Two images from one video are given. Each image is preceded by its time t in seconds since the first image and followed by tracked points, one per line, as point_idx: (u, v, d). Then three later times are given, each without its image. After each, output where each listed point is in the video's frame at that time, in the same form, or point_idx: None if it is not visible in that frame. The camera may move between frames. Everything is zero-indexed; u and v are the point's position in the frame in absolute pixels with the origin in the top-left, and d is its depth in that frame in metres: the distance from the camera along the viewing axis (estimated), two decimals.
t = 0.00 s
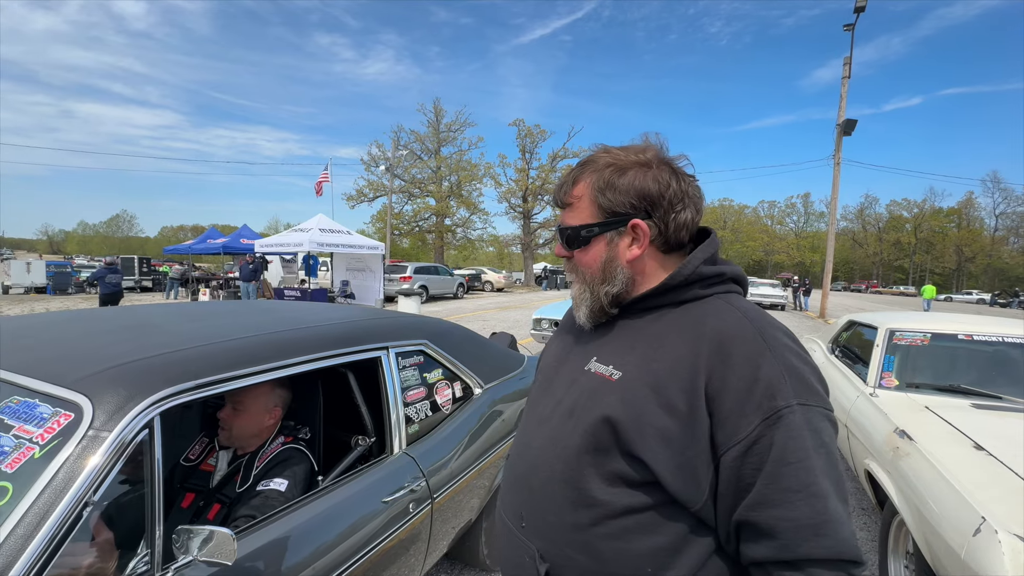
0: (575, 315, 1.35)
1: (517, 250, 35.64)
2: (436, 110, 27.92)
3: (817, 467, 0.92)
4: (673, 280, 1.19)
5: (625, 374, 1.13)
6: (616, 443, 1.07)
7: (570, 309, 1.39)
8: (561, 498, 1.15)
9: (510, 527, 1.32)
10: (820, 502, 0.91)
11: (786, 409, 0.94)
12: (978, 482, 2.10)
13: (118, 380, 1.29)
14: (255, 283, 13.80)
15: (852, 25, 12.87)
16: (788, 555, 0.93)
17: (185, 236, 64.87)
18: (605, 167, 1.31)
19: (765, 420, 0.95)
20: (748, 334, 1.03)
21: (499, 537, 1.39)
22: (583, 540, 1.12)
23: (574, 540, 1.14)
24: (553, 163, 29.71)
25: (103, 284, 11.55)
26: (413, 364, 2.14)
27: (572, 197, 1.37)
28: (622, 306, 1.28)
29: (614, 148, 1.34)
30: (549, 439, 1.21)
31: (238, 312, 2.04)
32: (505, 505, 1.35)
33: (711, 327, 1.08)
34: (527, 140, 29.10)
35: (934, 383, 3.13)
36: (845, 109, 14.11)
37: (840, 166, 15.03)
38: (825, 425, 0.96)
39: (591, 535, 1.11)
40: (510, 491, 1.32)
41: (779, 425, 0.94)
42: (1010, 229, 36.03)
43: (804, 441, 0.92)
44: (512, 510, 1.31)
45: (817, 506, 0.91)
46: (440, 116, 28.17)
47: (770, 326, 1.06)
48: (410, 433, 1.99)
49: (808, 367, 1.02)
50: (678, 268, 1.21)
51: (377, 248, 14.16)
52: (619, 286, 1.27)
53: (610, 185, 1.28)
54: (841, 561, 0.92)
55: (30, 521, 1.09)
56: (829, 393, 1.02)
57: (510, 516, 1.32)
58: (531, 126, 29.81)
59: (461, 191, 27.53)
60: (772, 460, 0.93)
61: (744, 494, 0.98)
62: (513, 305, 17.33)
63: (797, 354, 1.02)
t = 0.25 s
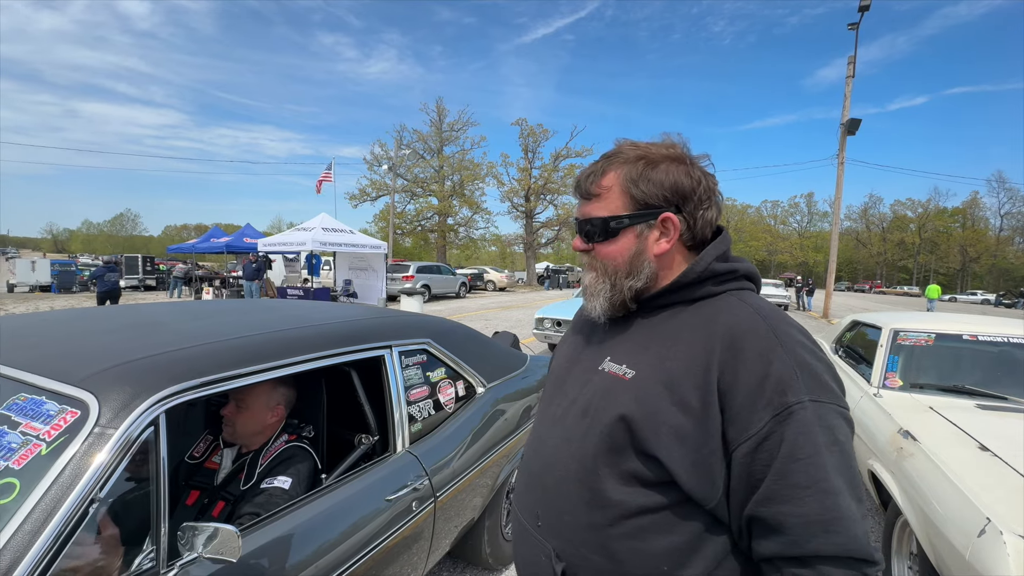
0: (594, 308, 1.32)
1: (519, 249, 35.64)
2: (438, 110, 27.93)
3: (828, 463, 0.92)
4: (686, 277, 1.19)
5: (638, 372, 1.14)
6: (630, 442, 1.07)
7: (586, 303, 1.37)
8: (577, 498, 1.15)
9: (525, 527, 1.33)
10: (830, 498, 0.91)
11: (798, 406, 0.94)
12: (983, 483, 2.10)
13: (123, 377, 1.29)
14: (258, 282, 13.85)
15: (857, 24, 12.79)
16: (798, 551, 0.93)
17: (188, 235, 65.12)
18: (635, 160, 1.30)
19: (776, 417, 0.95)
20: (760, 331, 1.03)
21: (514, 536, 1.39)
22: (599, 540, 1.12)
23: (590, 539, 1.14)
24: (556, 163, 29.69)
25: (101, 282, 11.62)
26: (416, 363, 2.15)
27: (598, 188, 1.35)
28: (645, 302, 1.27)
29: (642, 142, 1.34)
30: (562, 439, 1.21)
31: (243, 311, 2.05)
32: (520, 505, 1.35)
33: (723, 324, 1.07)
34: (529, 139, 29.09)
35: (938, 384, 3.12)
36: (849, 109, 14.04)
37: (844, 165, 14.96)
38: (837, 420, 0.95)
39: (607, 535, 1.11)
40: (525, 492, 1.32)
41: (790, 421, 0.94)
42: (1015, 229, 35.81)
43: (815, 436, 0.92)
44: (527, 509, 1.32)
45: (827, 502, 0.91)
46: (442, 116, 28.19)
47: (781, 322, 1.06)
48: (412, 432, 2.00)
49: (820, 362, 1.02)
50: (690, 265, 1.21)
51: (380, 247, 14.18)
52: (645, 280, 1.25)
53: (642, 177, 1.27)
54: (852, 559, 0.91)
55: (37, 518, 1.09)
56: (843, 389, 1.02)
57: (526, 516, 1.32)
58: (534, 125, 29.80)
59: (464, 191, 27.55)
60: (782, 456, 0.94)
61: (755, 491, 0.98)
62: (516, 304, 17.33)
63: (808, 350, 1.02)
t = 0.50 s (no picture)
0: (602, 300, 1.35)
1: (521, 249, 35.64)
2: (440, 109, 27.94)
3: (848, 469, 0.92)
4: (701, 278, 1.19)
5: (650, 373, 1.14)
6: (642, 443, 1.08)
7: (593, 295, 1.39)
8: (587, 497, 1.16)
9: (534, 525, 1.33)
10: (850, 504, 0.91)
11: (816, 410, 0.94)
12: (985, 484, 2.09)
13: (127, 376, 1.30)
14: (260, 281, 13.88)
15: (859, 23, 12.74)
16: (818, 557, 0.93)
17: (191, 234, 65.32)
18: (652, 157, 1.31)
19: (794, 421, 0.95)
20: (777, 334, 1.03)
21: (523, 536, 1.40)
22: (610, 541, 1.13)
23: (600, 540, 1.15)
24: (557, 162, 29.67)
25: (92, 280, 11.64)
26: (418, 362, 2.15)
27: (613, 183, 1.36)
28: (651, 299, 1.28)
29: (661, 140, 1.34)
30: (573, 439, 1.22)
31: (245, 310, 2.05)
32: (529, 505, 1.36)
33: (738, 326, 1.08)
34: (531, 139, 29.08)
35: (941, 385, 3.12)
36: (852, 108, 13.99)
37: (846, 165, 14.91)
38: (855, 425, 0.96)
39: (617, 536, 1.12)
40: (534, 491, 1.33)
41: (808, 426, 0.94)
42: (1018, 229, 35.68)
43: (834, 441, 0.92)
44: (536, 509, 1.32)
45: (847, 508, 0.91)
46: (444, 116, 28.20)
47: (798, 327, 1.06)
48: (414, 431, 2.00)
49: (837, 367, 1.02)
50: (704, 266, 1.21)
51: (381, 247, 14.20)
52: (652, 277, 1.27)
53: (657, 174, 1.27)
54: (873, 564, 0.92)
55: (42, 515, 1.10)
56: (859, 394, 1.02)
57: (535, 516, 1.33)
58: (535, 125, 29.77)
59: (465, 191, 27.54)
60: (801, 461, 0.93)
61: (772, 495, 0.98)
62: (517, 304, 17.33)
63: (826, 354, 1.02)
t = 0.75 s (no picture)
0: (631, 305, 1.30)
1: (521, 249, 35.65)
2: (440, 109, 27.94)
3: (864, 473, 0.93)
4: (716, 279, 1.22)
5: (663, 373, 1.15)
6: (654, 444, 1.08)
7: (617, 301, 1.34)
8: (597, 499, 1.16)
9: (540, 529, 1.33)
10: (866, 509, 0.91)
11: (833, 412, 0.95)
12: (984, 485, 2.10)
13: (128, 375, 1.31)
14: (260, 280, 13.88)
15: (860, 24, 12.71)
16: (833, 562, 0.93)
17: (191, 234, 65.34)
18: (689, 157, 1.32)
19: (811, 424, 0.96)
20: (793, 338, 1.05)
21: (526, 540, 1.39)
22: (620, 545, 1.12)
23: (610, 544, 1.14)
24: (558, 163, 29.68)
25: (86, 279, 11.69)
26: (418, 362, 2.16)
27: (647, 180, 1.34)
28: (682, 300, 1.27)
29: (691, 140, 1.37)
30: (582, 440, 1.22)
31: (246, 310, 2.06)
32: (535, 508, 1.36)
33: (753, 329, 1.09)
34: (531, 139, 29.09)
35: (939, 385, 3.13)
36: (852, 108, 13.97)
37: (846, 166, 14.91)
38: (871, 429, 0.97)
39: (627, 540, 1.11)
40: (540, 495, 1.33)
41: (826, 428, 0.95)
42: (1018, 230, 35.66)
43: (851, 445, 0.93)
44: (543, 514, 1.32)
45: (864, 513, 0.91)
46: (444, 116, 28.20)
47: (813, 330, 1.08)
48: (414, 431, 2.01)
49: (853, 370, 1.04)
50: (719, 268, 1.25)
51: (381, 247, 14.20)
52: (688, 279, 1.27)
53: (698, 174, 1.29)
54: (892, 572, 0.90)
55: (44, 513, 1.10)
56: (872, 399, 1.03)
57: (541, 520, 1.32)
58: (535, 125, 29.77)
59: (465, 191, 27.55)
60: (819, 464, 0.94)
61: (788, 499, 0.98)
62: (517, 304, 17.33)
63: (841, 357, 1.04)
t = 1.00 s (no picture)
0: (652, 310, 1.30)
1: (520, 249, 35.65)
2: (439, 109, 27.96)
3: (902, 491, 0.92)
4: (740, 287, 1.23)
5: (686, 383, 1.15)
6: (679, 457, 1.08)
7: (636, 304, 1.34)
8: (618, 514, 1.15)
9: (549, 545, 1.31)
10: (907, 528, 0.91)
11: (871, 427, 0.95)
12: (981, 484, 2.10)
13: (126, 375, 1.31)
14: (259, 280, 13.91)
15: (859, 24, 12.68)
16: None
17: (190, 234, 65.31)
18: (715, 158, 1.34)
19: (847, 438, 0.96)
20: (825, 349, 1.04)
21: (532, 552, 1.38)
22: (641, 563, 1.11)
23: (630, 562, 1.13)
24: (557, 163, 29.70)
25: (81, 279, 11.74)
26: (417, 362, 2.16)
27: (673, 179, 1.36)
28: (704, 306, 1.28)
29: (717, 141, 1.38)
30: (598, 451, 1.22)
31: (244, 310, 2.06)
32: (543, 520, 1.34)
33: (782, 340, 1.09)
34: (530, 139, 29.11)
35: (938, 386, 3.13)
36: (852, 108, 13.98)
37: (845, 166, 14.90)
38: (905, 444, 0.97)
39: (648, 558, 1.10)
40: (551, 510, 1.31)
41: (863, 443, 0.94)
42: (1017, 231, 35.68)
43: (889, 462, 0.92)
44: (553, 528, 1.30)
45: (906, 531, 0.91)
46: (444, 116, 28.23)
47: (844, 341, 1.08)
48: (413, 431, 2.01)
49: (883, 383, 1.04)
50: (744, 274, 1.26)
51: (381, 246, 14.21)
52: (711, 285, 1.28)
53: (725, 177, 1.31)
54: None
55: (43, 512, 1.11)
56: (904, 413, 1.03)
57: (550, 535, 1.31)
58: (535, 125, 29.78)
59: (465, 191, 27.54)
60: (857, 481, 0.93)
61: (821, 517, 0.97)
62: (516, 304, 17.33)
63: (872, 369, 1.04)
